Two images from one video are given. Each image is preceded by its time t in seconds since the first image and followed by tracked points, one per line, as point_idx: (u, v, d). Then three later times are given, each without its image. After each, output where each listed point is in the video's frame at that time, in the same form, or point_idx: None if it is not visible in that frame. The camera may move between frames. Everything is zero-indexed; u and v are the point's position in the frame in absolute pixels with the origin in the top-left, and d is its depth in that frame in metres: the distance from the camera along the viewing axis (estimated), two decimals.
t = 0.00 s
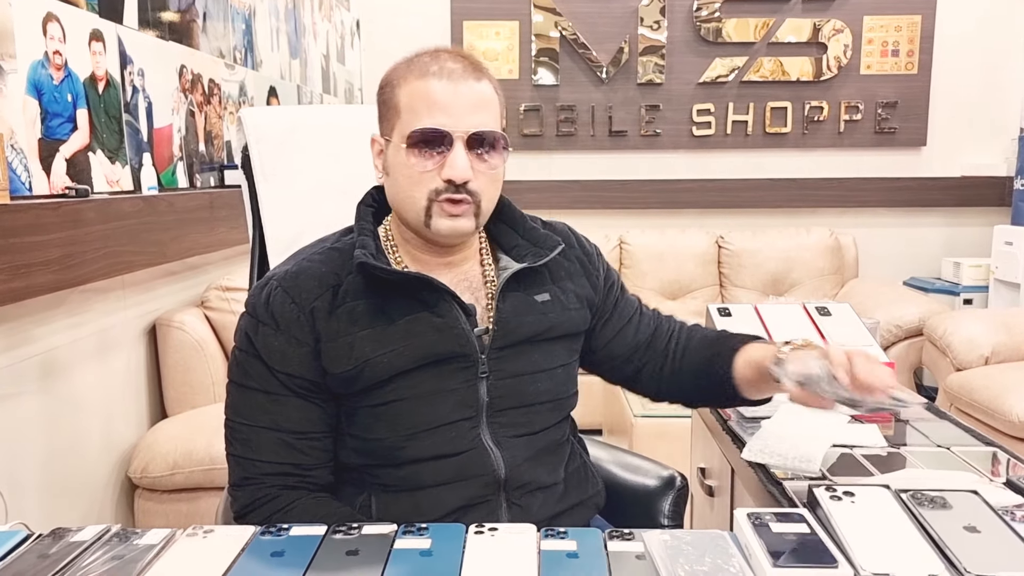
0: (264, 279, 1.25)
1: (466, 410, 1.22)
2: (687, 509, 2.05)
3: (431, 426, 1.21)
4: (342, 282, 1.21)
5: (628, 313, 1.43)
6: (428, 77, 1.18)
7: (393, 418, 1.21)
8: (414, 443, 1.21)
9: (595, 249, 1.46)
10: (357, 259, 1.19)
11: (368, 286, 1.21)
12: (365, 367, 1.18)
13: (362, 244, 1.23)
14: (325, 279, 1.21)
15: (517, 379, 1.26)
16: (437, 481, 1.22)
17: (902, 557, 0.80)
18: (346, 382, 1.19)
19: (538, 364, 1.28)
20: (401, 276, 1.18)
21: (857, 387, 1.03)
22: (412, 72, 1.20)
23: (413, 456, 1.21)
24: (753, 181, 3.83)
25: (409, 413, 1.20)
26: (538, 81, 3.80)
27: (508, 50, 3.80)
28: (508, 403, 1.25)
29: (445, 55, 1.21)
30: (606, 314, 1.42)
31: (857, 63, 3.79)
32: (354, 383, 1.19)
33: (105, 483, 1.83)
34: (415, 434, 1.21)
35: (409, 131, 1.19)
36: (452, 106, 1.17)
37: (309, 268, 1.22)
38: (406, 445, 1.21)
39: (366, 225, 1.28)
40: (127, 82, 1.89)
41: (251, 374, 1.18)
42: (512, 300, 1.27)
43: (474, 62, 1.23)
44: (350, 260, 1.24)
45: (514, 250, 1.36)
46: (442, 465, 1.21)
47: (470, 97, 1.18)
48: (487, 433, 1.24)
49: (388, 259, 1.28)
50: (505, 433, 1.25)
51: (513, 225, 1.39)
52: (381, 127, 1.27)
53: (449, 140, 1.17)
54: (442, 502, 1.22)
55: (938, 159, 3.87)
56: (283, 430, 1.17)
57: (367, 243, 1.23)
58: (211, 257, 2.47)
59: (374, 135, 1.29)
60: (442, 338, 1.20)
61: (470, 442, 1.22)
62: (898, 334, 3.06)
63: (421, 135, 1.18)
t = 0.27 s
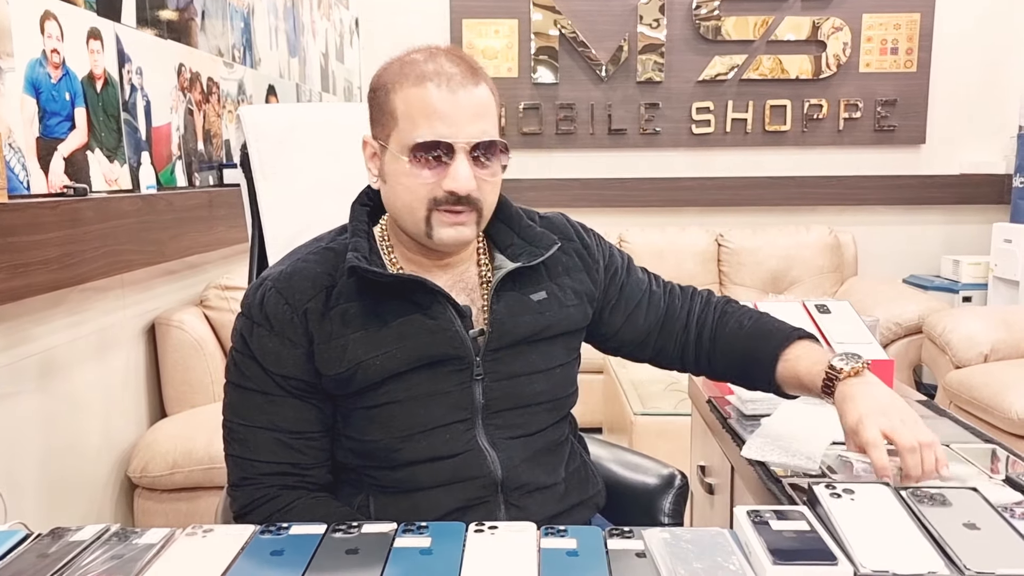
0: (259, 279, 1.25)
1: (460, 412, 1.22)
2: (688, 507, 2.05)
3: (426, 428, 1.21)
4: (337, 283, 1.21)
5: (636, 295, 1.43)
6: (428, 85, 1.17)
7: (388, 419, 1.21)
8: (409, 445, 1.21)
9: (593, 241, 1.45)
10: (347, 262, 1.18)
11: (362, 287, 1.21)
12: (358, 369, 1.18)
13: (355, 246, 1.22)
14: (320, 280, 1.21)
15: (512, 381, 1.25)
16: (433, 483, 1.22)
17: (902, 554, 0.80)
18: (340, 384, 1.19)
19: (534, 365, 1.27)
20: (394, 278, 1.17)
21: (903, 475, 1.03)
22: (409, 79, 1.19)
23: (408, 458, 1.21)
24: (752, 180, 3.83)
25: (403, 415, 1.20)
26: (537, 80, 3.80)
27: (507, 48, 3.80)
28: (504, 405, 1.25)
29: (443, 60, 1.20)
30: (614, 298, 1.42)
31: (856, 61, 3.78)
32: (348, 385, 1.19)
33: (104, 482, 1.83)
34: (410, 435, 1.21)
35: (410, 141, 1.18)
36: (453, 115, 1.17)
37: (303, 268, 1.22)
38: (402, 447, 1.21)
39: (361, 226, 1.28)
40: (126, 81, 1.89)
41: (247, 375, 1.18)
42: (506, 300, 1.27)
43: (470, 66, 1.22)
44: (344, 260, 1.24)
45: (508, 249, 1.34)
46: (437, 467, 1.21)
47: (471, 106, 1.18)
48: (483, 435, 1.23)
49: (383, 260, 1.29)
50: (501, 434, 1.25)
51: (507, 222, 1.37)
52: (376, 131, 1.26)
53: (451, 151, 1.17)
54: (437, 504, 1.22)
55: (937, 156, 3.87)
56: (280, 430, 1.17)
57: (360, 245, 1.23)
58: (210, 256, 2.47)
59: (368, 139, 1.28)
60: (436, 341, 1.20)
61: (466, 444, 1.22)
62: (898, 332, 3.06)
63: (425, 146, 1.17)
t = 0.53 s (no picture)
0: (255, 280, 1.25)
1: (459, 412, 1.22)
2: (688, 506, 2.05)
3: (424, 428, 1.21)
4: (334, 283, 1.21)
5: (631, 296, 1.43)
6: (480, 107, 1.15)
7: (387, 420, 1.21)
8: (407, 445, 1.21)
9: (589, 240, 1.46)
10: (345, 262, 1.18)
11: (360, 287, 1.21)
12: (356, 370, 1.18)
13: (352, 246, 1.22)
14: (317, 281, 1.21)
15: (510, 380, 1.25)
16: (432, 482, 1.22)
17: (902, 554, 0.80)
18: (338, 385, 1.19)
19: (531, 363, 1.27)
20: (391, 278, 1.17)
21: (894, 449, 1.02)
22: (463, 98, 1.16)
23: (407, 459, 1.22)
24: (752, 179, 3.83)
25: (402, 415, 1.21)
26: (538, 79, 3.80)
27: (507, 48, 3.80)
28: (502, 404, 1.25)
29: (480, 75, 1.18)
30: (609, 298, 1.42)
31: (857, 60, 3.78)
32: (346, 386, 1.19)
33: (105, 481, 1.84)
34: (408, 435, 1.21)
35: (465, 164, 1.17)
36: (508, 136, 1.16)
37: (300, 269, 1.21)
38: (400, 447, 1.21)
39: (357, 226, 1.27)
40: (127, 80, 1.89)
41: (245, 376, 1.18)
42: (503, 299, 1.27)
43: (503, 80, 1.21)
44: (341, 260, 1.24)
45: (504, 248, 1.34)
46: (437, 467, 1.22)
47: (520, 126, 1.18)
48: (482, 434, 1.24)
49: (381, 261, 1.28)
50: (499, 433, 1.26)
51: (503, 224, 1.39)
52: (407, 149, 1.22)
53: (508, 172, 1.17)
54: (436, 504, 1.22)
55: (938, 156, 3.87)
56: (279, 431, 1.18)
57: (358, 245, 1.22)
58: (211, 255, 2.47)
59: (393, 156, 1.23)
60: (434, 341, 1.20)
61: (464, 444, 1.22)
62: (898, 331, 3.06)
63: (485, 170, 1.16)
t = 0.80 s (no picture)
0: (255, 281, 1.24)
1: (464, 411, 1.22)
2: (687, 505, 2.05)
3: (429, 428, 1.21)
4: (336, 283, 1.20)
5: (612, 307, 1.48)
6: (484, 110, 1.15)
7: (390, 420, 1.21)
8: (412, 445, 1.22)
9: (586, 244, 1.48)
10: (352, 260, 1.17)
11: (363, 287, 1.20)
12: (361, 370, 1.18)
13: (356, 244, 1.22)
14: (319, 281, 1.20)
15: (514, 378, 1.26)
16: (436, 482, 1.22)
17: (901, 552, 0.80)
18: (342, 386, 1.19)
19: (533, 361, 1.28)
20: (396, 278, 1.17)
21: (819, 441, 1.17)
22: (467, 102, 1.16)
23: (412, 458, 1.22)
24: (752, 178, 3.83)
25: (406, 415, 1.21)
26: (537, 78, 3.79)
27: (507, 47, 3.80)
28: (506, 402, 1.26)
29: (482, 78, 1.19)
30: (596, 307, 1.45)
31: (856, 59, 3.78)
32: (350, 386, 1.19)
33: (104, 480, 1.84)
34: (413, 435, 1.21)
35: (469, 168, 1.17)
36: (512, 139, 1.16)
37: (301, 269, 1.21)
38: (405, 447, 1.22)
39: (359, 225, 1.27)
40: (126, 80, 1.89)
41: (246, 378, 1.17)
42: (508, 297, 1.28)
43: (505, 82, 1.21)
44: (343, 259, 1.23)
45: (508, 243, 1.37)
46: (442, 466, 1.22)
47: (524, 128, 1.18)
48: (486, 433, 1.24)
49: (383, 258, 1.28)
50: (504, 431, 1.26)
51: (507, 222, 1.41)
52: (410, 153, 1.21)
53: (513, 175, 1.17)
54: (440, 503, 1.22)
55: (937, 154, 3.87)
56: (281, 434, 1.17)
57: (362, 243, 1.22)
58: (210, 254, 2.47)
59: (395, 159, 1.23)
60: (440, 340, 1.20)
61: (469, 442, 1.22)
62: (898, 330, 3.06)
63: (490, 173, 1.16)
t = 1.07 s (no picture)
0: (251, 281, 1.24)
1: (464, 404, 1.22)
2: (687, 505, 2.05)
3: (429, 421, 1.21)
4: (334, 280, 1.21)
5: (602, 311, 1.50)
6: (469, 109, 1.16)
7: (391, 414, 1.21)
8: (412, 439, 1.21)
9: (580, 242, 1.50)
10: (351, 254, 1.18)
11: (361, 282, 1.21)
12: (361, 364, 1.19)
13: (353, 239, 1.22)
14: (317, 278, 1.20)
15: (512, 371, 1.27)
16: (437, 476, 1.22)
17: (900, 554, 0.80)
18: (342, 380, 1.19)
19: (530, 354, 1.29)
20: (395, 271, 1.18)
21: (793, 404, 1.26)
22: (452, 102, 1.16)
23: (413, 452, 1.22)
24: (752, 178, 3.83)
25: (407, 408, 1.21)
26: (538, 78, 3.79)
27: (507, 47, 3.80)
28: (505, 395, 1.26)
29: (466, 77, 1.19)
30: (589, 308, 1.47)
31: (856, 59, 3.78)
32: (350, 380, 1.20)
33: (104, 480, 1.84)
34: (413, 429, 1.21)
35: (455, 166, 1.17)
36: (497, 137, 1.17)
37: (299, 267, 1.21)
38: (405, 441, 1.21)
39: (356, 222, 1.26)
40: (126, 79, 1.89)
41: (244, 377, 1.16)
42: (506, 292, 1.29)
43: (490, 81, 1.21)
44: (340, 257, 1.24)
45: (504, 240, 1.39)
46: (443, 459, 1.22)
47: (509, 126, 1.18)
48: (487, 426, 1.24)
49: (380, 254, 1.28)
50: (503, 425, 1.26)
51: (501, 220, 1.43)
52: (398, 153, 1.22)
53: (499, 172, 1.17)
54: (442, 497, 1.22)
55: (937, 155, 3.88)
56: (280, 431, 1.17)
57: (360, 238, 1.22)
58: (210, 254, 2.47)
59: (384, 160, 1.23)
60: (438, 333, 1.21)
61: (470, 435, 1.23)
62: (898, 330, 3.06)
63: (476, 171, 1.16)
